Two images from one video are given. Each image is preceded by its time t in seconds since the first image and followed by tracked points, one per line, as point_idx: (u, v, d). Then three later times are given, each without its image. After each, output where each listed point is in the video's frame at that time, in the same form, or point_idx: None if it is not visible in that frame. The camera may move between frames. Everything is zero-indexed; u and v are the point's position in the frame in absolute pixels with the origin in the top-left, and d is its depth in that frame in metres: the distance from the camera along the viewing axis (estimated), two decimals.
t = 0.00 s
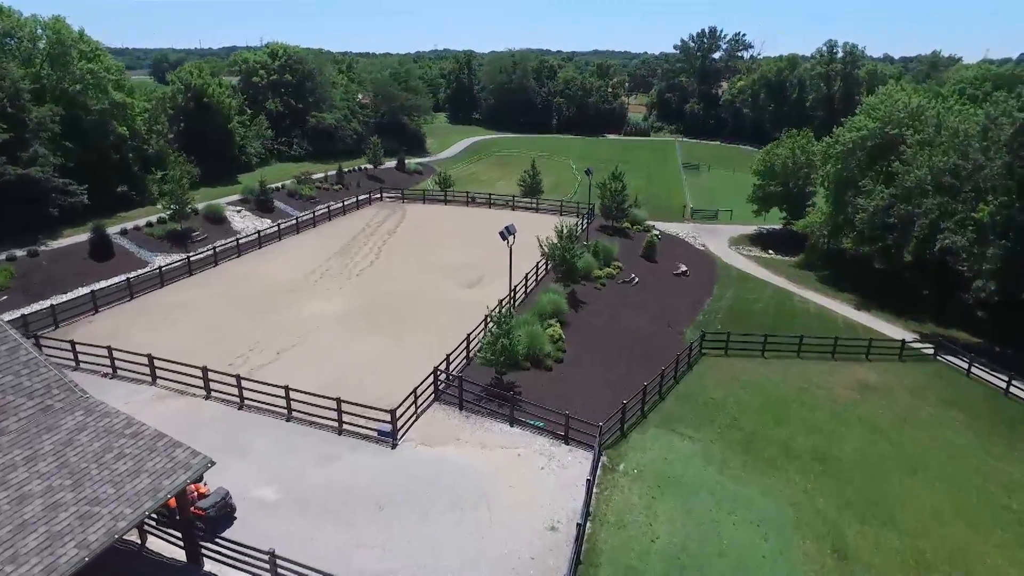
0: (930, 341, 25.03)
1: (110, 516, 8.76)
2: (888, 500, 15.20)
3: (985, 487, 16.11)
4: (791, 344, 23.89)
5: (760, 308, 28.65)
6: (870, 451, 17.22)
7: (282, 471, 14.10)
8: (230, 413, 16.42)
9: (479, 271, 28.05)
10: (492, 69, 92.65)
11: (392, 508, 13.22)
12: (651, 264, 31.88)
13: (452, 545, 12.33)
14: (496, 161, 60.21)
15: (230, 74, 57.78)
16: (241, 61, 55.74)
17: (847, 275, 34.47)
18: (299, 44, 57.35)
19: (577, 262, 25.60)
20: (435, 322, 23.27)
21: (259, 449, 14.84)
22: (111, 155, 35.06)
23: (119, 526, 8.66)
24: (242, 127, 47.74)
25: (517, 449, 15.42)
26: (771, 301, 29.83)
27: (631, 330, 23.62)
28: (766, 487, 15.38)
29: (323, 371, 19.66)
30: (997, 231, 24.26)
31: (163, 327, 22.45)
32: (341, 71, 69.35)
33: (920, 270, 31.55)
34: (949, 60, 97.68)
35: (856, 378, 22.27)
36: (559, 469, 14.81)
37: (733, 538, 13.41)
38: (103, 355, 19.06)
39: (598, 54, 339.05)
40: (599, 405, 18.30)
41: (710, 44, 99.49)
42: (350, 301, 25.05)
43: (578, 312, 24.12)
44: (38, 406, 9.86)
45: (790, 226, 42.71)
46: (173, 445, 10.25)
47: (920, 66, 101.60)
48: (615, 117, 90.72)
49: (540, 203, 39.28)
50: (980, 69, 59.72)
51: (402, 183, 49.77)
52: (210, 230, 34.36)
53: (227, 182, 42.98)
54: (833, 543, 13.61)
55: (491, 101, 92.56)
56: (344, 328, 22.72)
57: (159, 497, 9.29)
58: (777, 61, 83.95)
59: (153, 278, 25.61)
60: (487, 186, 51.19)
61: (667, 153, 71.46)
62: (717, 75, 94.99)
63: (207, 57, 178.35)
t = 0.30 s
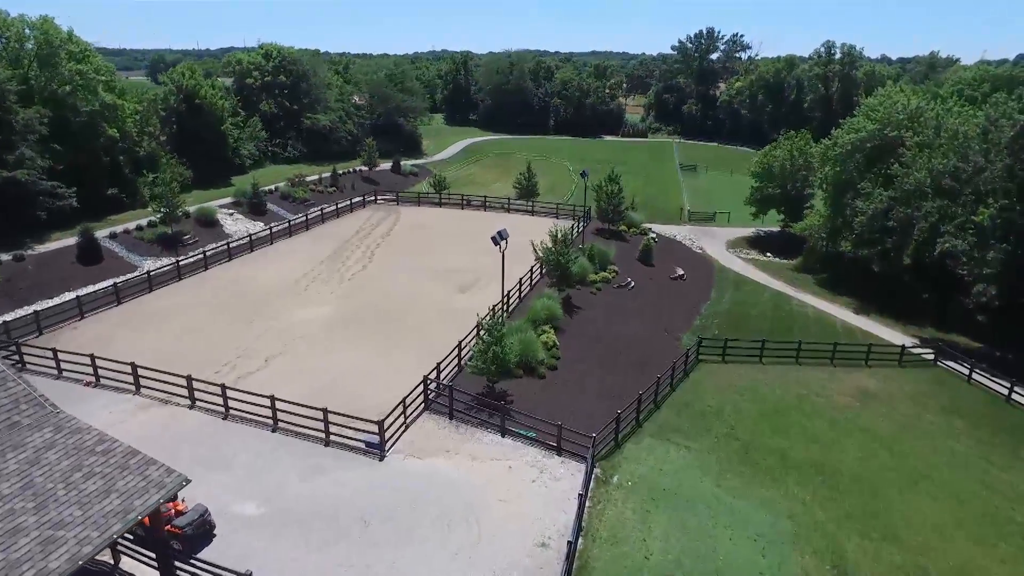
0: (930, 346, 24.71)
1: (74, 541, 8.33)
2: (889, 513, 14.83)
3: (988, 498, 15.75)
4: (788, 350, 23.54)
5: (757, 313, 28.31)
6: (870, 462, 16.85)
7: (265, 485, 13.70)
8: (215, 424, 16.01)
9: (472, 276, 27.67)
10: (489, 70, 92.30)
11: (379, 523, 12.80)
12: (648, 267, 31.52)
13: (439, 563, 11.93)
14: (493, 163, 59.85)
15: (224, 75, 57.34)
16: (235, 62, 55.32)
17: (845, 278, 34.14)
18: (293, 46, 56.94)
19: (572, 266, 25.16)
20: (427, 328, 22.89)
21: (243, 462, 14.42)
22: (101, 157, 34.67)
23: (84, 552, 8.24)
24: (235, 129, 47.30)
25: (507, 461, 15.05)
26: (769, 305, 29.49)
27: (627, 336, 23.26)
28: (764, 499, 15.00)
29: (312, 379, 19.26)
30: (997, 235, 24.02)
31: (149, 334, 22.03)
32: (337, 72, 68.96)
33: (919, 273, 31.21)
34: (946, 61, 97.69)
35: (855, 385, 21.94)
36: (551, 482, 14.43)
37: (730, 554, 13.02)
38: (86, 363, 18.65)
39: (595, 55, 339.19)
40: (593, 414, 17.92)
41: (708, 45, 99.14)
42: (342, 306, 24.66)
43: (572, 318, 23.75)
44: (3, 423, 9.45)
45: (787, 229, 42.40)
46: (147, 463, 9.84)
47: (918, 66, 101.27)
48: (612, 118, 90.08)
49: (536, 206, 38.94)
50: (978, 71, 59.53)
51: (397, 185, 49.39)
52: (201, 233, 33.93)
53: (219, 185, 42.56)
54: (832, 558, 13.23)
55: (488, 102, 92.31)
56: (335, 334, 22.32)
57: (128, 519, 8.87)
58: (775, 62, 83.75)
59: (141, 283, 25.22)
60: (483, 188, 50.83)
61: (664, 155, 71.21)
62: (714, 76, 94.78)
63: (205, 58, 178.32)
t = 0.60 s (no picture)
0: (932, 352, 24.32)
1: (34, 569, 7.85)
2: (891, 527, 14.43)
3: (992, 512, 15.36)
4: (787, 356, 23.13)
5: (756, 317, 27.90)
6: (871, 473, 16.44)
7: (248, 501, 13.27)
8: (198, 436, 15.57)
9: (467, 280, 27.25)
10: (487, 71, 91.87)
11: (365, 541, 12.37)
12: (645, 271, 31.10)
13: None
14: (489, 164, 59.40)
15: (218, 76, 56.87)
16: (229, 63, 54.76)
17: (845, 282, 33.70)
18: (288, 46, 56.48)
19: (567, 270, 24.69)
20: (420, 334, 22.45)
21: (225, 476, 13.98)
22: (91, 159, 34.18)
23: None
24: (229, 130, 46.83)
25: (498, 474, 14.63)
26: (768, 309, 29.09)
27: (623, 343, 22.86)
28: (762, 513, 14.59)
29: (300, 388, 18.81)
30: (999, 238, 23.69)
31: (135, 341, 21.58)
32: (333, 73, 68.50)
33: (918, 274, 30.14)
34: (946, 62, 97.12)
35: (856, 392, 21.54)
36: (543, 495, 14.02)
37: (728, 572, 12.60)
38: (69, 372, 18.20)
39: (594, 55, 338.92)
40: (587, 424, 17.51)
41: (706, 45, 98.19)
42: (333, 311, 24.23)
43: (567, 324, 23.31)
44: None
45: (786, 231, 42.00)
46: (118, 485, 9.39)
47: (918, 66, 100.68)
48: (610, 119, 89.75)
49: (532, 208, 38.51)
50: (978, 71, 59.11)
51: (393, 186, 48.96)
52: (192, 236, 33.47)
53: (212, 187, 42.10)
54: None
55: (486, 103, 91.93)
56: (325, 341, 21.88)
57: (94, 545, 8.39)
58: (773, 62, 83.23)
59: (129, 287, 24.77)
60: (479, 189, 50.37)
61: (663, 156, 70.78)
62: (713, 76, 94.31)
63: (203, 59, 177.56)
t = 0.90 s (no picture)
0: (935, 357, 23.90)
1: None
2: (896, 544, 14.04)
3: (999, 527, 14.96)
4: (788, 361, 22.70)
5: (755, 322, 27.45)
6: (875, 486, 16.03)
7: (230, 517, 12.81)
8: (182, 448, 15.09)
9: (462, 283, 26.80)
10: (485, 71, 91.34)
11: (352, 560, 11.93)
12: (643, 274, 30.64)
13: None
14: (487, 165, 58.90)
15: (213, 76, 56.33)
16: (222, 62, 54.12)
17: (846, 284, 33.30)
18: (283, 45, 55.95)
19: (564, 274, 24.21)
20: (413, 340, 21.99)
21: (208, 491, 13.52)
22: (81, 160, 33.69)
23: None
24: (223, 130, 46.30)
25: (491, 488, 14.18)
26: (768, 313, 28.65)
27: (619, 349, 22.42)
28: (763, 529, 14.15)
29: (289, 396, 18.35)
30: (1004, 241, 23.22)
31: (121, 347, 21.08)
32: (329, 73, 67.97)
33: (921, 278, 30.29)
34: (946, 61, 96.51)
35: (858, 399, 21.11)
36: (537, 510, 13.57)
37: None
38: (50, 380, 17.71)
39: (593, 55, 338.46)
40: (583, 434, 17.05)
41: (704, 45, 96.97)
42: (325, 316, 23.76)
43: (564, 329, 22.88)
44: None
45: (786, 232, 41.54)
46: (86, 510, 8.99)
47: (918, 66, 100.32)
48: (609, 119, 89.44)
49: (529, 210, 38.05)
50: (979, 71, 58.71)
51: (389, 187, 48.49)
52: (184, 239, 32.98)
53: (206, 188, 41.61)
54: None
55: (484, 103, 91.41)
56: (316, 347, 21.41)
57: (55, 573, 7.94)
58: (773, 62, 82.70)
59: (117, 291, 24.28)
60: (476, 190, 49.89)
61: (662, 156, 70.32)
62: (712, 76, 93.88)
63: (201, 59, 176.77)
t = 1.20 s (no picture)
0: (941, 363, 23.39)
1: None
2: (903, 562, 13.56)
3: (1010, 543, 14.49)
4: (791, 368, 22.18)
5: (757, 326, 26.93)
6: (881, 500, 15.54)
7: (212, 536, 12.32)
8: (165, 461, 14.58)
9: (458, 287, 26.27)
10: (484, 70, 90.72)
11: None
12: (642, 277, 30.13)
13: None
14: (485, 165, 58.35)
15: (209, 75, 55.79)
16: (218, 62, 53.59)
17: (849, 286, 32.80)
18: (280, 44, 55.43)
19: (562, 278, 23.70)
20: (406, 346, 21.47)
21: (191, 508, 13.04)
22: (72, 161, 33.24)
23: None
24: (218, 130, 45.79)
25: (483, 504, 13.68)
26: (770, 317, 28.13)
27: (618, 355, 21.91)
28: (766, 546, 13.65)
29: (277, 405, 17.83)
30: (1012, 244, 22.70)
31: (108, 353, 20.57)
32: (327, 72, 67.41)
33: (922, 280, 30.11)
34: (948, 60, 96.30)
35: (862, 407, 20.61)
36: (531, 527, 13.08)
37: None
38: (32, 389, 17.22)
39: (594, 54, 337.73)
40: (580, 445, 16.55)
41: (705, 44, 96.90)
42: (317, 322, 23.23)
43: (561, 334, 22.38)
44: None
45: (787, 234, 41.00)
46: (50, 538, 8.95)
47: (920, 65, 100.05)
48: (609, 118, 88.94)
49: (527, 211, 37.54)
50: (981, 71, 58.38)
51: (387, 188, 47.98)
52: (177, 241, 32.48)
53: (201, 188, 41.13)
54: None
55: (483, 102, 90.81)
56: (307, 353, 20.88)
57: None
58: (774, 61, 82.26)
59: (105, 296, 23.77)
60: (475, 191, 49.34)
61: (663, 156, 69.81)
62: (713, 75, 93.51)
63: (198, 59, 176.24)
